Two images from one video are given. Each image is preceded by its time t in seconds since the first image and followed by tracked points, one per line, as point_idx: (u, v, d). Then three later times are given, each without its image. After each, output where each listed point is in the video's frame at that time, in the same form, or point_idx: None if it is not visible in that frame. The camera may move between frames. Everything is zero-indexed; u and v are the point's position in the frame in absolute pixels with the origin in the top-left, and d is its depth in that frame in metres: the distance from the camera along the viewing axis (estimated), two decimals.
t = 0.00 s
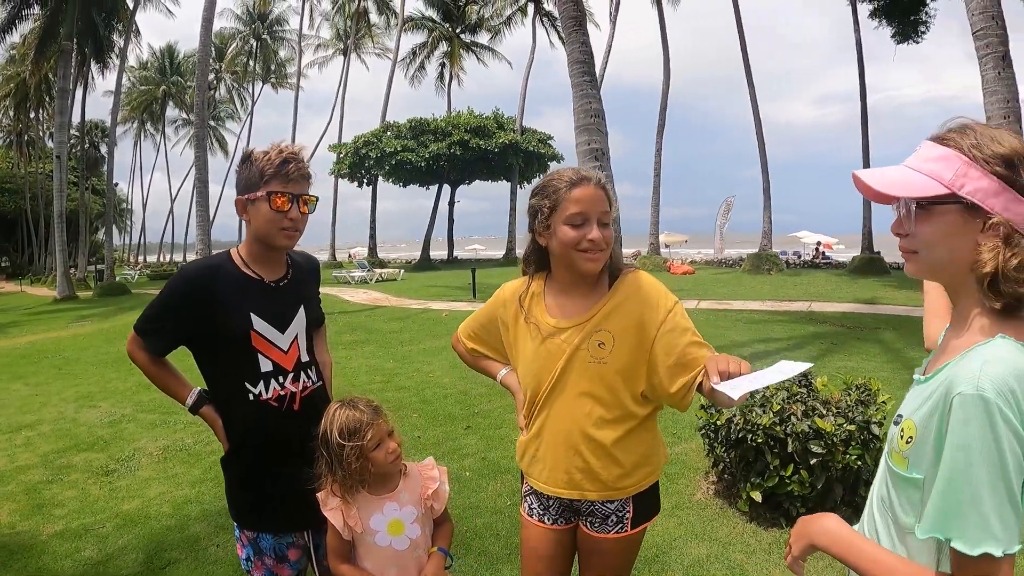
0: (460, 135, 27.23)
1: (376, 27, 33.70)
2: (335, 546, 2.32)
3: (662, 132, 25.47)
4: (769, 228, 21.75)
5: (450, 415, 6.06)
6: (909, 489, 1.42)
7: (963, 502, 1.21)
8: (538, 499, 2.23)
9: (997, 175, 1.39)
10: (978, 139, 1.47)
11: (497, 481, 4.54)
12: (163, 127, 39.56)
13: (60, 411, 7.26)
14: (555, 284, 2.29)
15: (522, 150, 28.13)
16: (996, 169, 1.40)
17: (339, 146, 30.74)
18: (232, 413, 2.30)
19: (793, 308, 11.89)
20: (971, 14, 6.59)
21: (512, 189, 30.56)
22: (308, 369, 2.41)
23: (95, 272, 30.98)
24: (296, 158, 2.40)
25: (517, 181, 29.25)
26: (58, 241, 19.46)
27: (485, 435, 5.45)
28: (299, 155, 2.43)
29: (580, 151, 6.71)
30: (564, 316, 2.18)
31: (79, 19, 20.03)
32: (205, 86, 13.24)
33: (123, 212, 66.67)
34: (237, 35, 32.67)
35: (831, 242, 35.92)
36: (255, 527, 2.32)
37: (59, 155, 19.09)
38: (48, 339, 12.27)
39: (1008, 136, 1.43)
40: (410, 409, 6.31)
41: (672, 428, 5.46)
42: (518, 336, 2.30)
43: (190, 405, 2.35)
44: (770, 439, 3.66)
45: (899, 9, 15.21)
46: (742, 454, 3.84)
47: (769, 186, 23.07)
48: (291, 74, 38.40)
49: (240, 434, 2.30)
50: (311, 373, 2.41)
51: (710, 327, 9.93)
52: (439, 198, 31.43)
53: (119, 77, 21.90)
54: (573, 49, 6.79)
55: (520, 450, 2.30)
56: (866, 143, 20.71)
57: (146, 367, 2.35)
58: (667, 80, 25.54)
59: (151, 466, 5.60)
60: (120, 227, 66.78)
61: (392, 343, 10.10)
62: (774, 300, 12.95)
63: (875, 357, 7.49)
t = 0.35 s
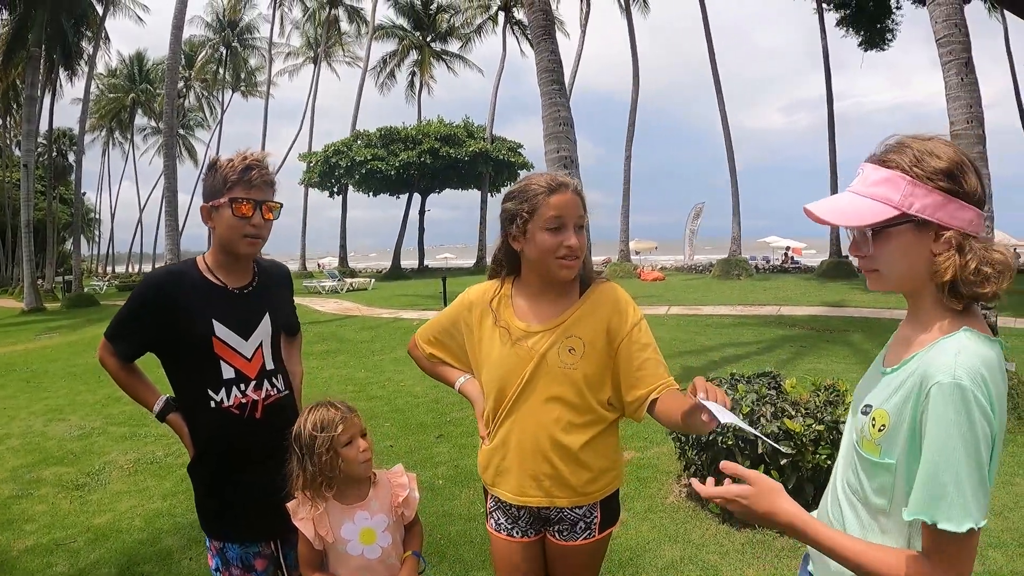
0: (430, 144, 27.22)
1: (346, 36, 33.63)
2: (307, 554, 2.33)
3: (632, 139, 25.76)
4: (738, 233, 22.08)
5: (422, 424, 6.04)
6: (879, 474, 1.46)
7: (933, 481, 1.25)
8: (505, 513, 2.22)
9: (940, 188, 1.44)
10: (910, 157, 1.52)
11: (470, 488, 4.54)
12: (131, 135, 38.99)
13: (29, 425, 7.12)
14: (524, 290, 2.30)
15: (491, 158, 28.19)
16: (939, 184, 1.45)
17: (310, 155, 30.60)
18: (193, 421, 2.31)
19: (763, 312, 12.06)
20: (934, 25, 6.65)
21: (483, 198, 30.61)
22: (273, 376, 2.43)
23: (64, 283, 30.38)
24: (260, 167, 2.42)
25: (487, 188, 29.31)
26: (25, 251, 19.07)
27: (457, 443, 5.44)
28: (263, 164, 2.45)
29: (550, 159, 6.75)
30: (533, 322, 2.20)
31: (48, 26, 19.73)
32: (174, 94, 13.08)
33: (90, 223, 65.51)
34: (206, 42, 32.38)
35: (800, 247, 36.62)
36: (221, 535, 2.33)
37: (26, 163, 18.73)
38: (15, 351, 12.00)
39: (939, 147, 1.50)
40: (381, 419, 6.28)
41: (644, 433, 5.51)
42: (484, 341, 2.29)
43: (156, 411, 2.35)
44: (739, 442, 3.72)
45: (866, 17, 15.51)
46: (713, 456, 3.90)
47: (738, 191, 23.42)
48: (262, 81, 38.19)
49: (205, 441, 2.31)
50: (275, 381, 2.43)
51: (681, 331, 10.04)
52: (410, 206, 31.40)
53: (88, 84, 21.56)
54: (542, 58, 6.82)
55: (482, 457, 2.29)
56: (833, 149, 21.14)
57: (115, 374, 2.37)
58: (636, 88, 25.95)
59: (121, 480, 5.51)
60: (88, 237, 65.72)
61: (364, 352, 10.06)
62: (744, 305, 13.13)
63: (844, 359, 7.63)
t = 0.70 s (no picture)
0: (427, 139, 27.13)
1: (344, 30, 33.53)
2: (306, 550, 2.33)
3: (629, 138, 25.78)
4: (733, 233, 22.11)
5: (417, 419, 6.05)
6: (868, 456, 1.58)
7: (940, 454, 1.38)
8: (494, 517, 2.22)
9: (906, 196, 1.61)
10: (871, 173, 1.69)
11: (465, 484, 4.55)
12: (126, 127, 38.78)
13: (22, 417, 7.09)
14: (514, 284, 2.31)
15: (489, 155, 28.11)
16: (905, 191, 1.62)
17: (306, 149, 30.52)
18: (176, 415, 2.36)
19: (758, 312, 12.09)
20: (933, 28, 6.70)
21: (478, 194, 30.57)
22: (254, 374, 2.42)
23: (57, 276, 30.23)
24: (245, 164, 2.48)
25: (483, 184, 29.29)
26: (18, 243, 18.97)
27: (452, 439, 5.45)
28: (246, 161, 2.49)
29: (548, 156, 6.73)
30: (526, 315, 2.20)
31: (43, 17, 19.60)
32: (170, 86, 13.00)
33: (84, 215, 65.28)
34: (203, 35, 32.22)
35: (795, 248, 36.74)
36: (195, 526, 2.37)
37: (20, 154, 18.61)
38: (7, 343, 11.93)
39: (897, 160, 1.67)
40: (376, 414, 6.27)
41: (638, 430, 5.52)
42: (473, 334, 2.27)
43: (144, 399, 2.44)
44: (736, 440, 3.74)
45: (865, 19, 15.53)
46: (709, 454, 3.92)
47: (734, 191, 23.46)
48: (258, 75, 38.07)
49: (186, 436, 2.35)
50: (256, 379, 2.41)
51: (676, 330, 10.06)
52: (405, 201, 31.32)
53: (83, 76, 21.43)
54: (541, 54, 6.81)
55: (471, 454, 2.28)
56: (829, 151, 21.18)
57: (107, 363, 2.43)
58: (632, 88, 26.00)
59: (114, 473, 5.49)
60: (82, 229, 65.60)
61: (359, 347, 10.04)
62: (738, 304, 13.16)
63: (838, 360, 7.67)
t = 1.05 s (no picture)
0: (430, 137, 27.11)
1: (348, 28, 33.54)
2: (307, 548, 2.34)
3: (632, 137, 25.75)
4: (738, 232, 22.05)
5: (420, 417, 6.05)
6: (851, 449, 1.70)
7: (922, 437, 1.49)
8: (493, 517, 2.22)
9: (876, 196, 1.75)
10: (845, 171, 1.83)
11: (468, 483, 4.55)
12: (131, 125, 38.87)
13: (26, 414, 7.10)
14: (515, 283, 2.31)
15: (492, 153, 28.10)
16: (875, 193, 1.76)
17: (310, 147, 30.59)
18: (171, 409, 2.45)
19: (762, 311, 12.07)
20: (940, 27, 6.68)
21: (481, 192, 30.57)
22: (239, 374, 2.41)
23: (61, 274, 30.32)
24: (211, 159, 2.48)
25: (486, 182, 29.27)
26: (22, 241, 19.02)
27: (456, 437, 5.45)
28: (212, 156, 2.49)
29: (553, 155, 6.73)
30: (528, 315, 2.20)
31: (48, 14, 19.63)
32: (174, 84, 13.01)
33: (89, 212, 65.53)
34: (207, 33, 32.27)
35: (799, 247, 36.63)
36: (182, 517, 2.44)
37: (24, 152, 18.65)
38: (12, 340, 11.97)
39: (870, 162, 1.81)
40: (379, 412, 6.28)
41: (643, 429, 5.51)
42: (474, 334, 2.26)
43: (150, 394, 2.56)
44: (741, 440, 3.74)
45: (870, 17, 15.48)
46: (713, 454, 3.92)
47: (738, 190, 23.42)
48: (263, 72, 38.12)
49: (179, 431, 2.43)
50: (243, 379, 2.41)
51: (680, 329, 10.05)
52: (408, 199, 31.33)
53: (87, 74, 21.47)
54: (546, 53, 6.81)
55: (470, 455, 2.27)
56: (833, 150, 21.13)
57: (125, 357, 2.61)
58: (636, 86, 25.98)
59: (118, 470, 5.50)
60: (87, 226, 65.82)
61: (362, 346, 10.04)
62: (742, 303, 13.14)
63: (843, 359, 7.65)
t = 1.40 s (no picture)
0: (431, 137, 27.11)
1: (348, 28, 33.53)
2: (310, 547, 2.37)
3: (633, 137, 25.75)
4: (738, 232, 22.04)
5: (420, 417, 6.06)
6: (845, 440, 1.78)
7: (918, 421, 1.61)
8: (493, 517, 2.22)
9: (840, 203, 1.83)
10: (813, 177, 1.91)
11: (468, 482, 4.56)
12: (131, 125, 38.88)
13: (27, 415, 7.10)
14: (518, 283, 2.31)
15: (492, 152, 28.09)
16: (840, 201, 1.84)
17: (310, 147, 30.61)
18: (169, 406, 2.49)
19: (763, 311, 12.07)
20: (940, 26, 6.68)
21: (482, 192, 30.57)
22: (231, 375, 2.40)
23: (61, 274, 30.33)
24: (213, 162, 2.49)
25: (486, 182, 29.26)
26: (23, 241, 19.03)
27: (456, 437, 5.46)
28: (213, 159, 2.49)
29: (553, 154, 6.73)
30: (531, 315, 2.20)
31: (48, 15, 19.63)
32: (175, 84, 13.01)
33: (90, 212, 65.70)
34: (207, 33, 32.29)
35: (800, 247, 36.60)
36: (178, 514, 2.47)
37: (25, 152, 18.67)
38: (13, 341, 11.97)
39: (837, 170, 1.89)
40: (380, 412, 6.28)
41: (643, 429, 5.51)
42: (477, 334, 2.26)
43: (153, 390, 2.62)
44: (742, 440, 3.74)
45: (871, 17, 15.47)
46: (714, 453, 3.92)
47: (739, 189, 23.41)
48: (263, 72, 38.12)
49: (176, 429, 2.47)
50: (234, 380, 2.40)
51: (680, 329, 10.06)
52: (408, 199, 31.33)
53: (88, 74, 21.48)
54: (546, 53, 6.81)
55: (470, 455, 2.27)
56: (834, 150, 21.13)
57: (137, 353, 2.70)
58: (636, 86, 25.98)
59: (118, 470, 5.50)
60: (88, 227, 65.93)
61: (363, 346, 10.04)
62: (743, 303, 13.13)
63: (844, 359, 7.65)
